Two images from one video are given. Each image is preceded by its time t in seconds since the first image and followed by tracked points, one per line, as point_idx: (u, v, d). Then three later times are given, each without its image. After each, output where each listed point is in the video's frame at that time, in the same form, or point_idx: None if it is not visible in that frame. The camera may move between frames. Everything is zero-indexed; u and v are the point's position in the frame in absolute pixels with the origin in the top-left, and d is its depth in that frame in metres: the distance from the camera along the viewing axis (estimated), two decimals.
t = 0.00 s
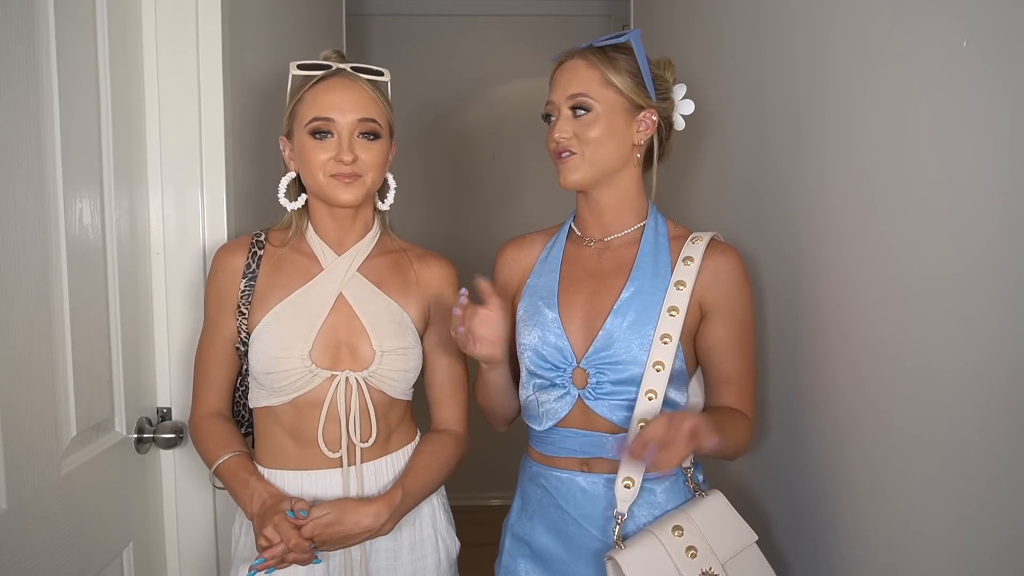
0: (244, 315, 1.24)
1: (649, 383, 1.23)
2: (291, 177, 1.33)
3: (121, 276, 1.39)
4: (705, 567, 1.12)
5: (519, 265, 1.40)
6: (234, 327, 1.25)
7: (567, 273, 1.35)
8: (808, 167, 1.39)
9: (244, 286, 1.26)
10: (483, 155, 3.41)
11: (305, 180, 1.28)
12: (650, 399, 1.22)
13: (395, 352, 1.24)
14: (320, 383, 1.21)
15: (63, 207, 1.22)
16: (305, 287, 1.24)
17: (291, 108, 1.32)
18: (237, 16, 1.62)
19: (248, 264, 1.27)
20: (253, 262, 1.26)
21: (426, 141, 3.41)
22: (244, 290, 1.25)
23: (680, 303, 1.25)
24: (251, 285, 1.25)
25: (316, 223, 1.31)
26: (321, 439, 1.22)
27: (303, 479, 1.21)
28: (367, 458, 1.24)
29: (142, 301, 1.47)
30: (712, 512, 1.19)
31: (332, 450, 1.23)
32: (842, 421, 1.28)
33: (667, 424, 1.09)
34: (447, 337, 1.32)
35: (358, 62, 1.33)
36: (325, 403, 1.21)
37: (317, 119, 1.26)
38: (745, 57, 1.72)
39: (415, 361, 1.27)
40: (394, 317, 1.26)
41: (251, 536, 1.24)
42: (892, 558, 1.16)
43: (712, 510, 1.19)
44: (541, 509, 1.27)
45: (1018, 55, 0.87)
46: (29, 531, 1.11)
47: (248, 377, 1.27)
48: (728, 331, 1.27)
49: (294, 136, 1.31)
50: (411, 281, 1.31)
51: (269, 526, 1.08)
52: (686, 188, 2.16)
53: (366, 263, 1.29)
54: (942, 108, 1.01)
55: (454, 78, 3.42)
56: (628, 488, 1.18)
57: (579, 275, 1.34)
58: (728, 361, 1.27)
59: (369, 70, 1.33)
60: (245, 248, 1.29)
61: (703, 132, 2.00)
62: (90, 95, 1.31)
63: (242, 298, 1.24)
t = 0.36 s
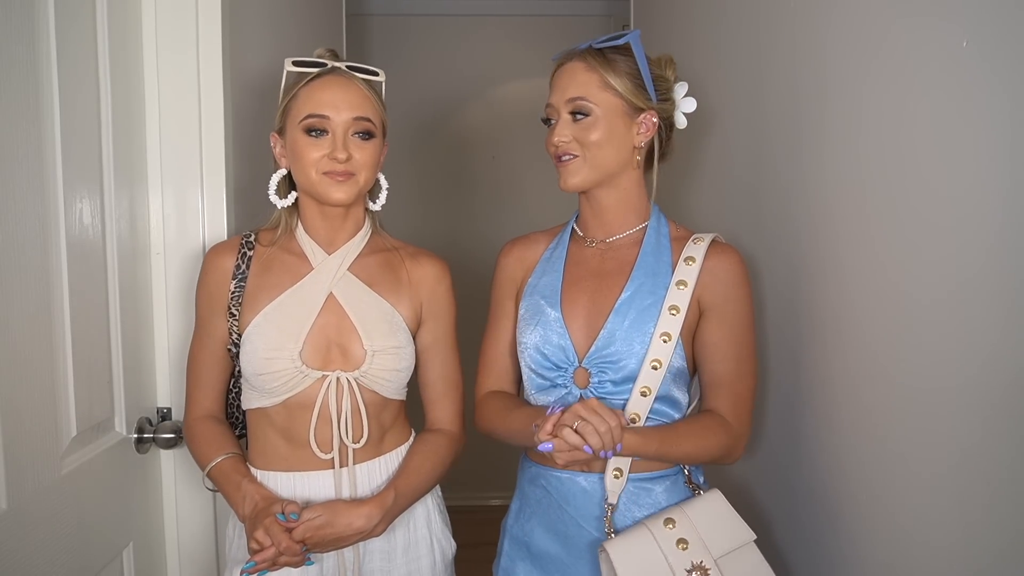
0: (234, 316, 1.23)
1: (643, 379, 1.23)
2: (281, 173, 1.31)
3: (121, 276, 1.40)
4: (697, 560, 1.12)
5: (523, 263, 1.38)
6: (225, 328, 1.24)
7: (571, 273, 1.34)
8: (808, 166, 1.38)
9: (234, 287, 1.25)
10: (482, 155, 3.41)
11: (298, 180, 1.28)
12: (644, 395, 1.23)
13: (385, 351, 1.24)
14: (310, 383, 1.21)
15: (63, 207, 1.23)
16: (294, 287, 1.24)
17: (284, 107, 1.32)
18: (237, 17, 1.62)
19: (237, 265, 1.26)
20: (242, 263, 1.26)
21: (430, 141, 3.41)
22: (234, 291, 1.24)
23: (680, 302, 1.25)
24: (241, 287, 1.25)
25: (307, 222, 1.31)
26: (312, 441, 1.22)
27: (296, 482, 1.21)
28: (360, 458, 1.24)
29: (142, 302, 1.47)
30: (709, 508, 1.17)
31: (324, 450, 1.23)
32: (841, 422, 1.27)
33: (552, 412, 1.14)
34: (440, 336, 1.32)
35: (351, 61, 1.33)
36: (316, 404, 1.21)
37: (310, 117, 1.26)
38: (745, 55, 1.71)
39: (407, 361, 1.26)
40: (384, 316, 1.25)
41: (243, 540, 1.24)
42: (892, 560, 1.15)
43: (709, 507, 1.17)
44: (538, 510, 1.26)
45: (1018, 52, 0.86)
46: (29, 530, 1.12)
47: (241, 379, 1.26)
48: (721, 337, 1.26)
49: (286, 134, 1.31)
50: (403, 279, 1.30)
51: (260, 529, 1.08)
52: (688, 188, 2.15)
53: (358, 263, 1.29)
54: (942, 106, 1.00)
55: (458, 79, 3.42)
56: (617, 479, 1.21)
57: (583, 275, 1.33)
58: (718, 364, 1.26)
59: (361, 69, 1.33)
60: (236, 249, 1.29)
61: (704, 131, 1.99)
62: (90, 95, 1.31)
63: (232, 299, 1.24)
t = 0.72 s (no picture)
0: (238, 316, 1.24)
1: (646, 380, 1.24)
2: (285, 177, 1.31)
3: (121, 276, 1.39)
4: (707, 560, 1.13)
5: (521, 264, 1.38)
6: (230, 328, 1.25)
7: (571, 273, 1.34)
8: (808, 167, 1.38)
9: (238, 286, 1.26)
10: (483, 154, 3.41)
11: (307, 173, 1.27)
12: (647, 395, 1.23)
13: (388, 352, 1.24)
14: (314, 384, 1.21)
15: (63, 207, 1.22)
16: (297, 288, 1.24)
17: (281, 107, 1.31)
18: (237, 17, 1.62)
19: (242, 264, 1.27)
20: (247, 262, 1.27)
21: (428, 141, 3.41)
22: (238, 290, 1.25)
23: (682, 302, 1.26)
24: (245, 286, 1.25)
25: (312, 223, 1.31)
26: (315, 441, 1.22)
27: (297, 481, 1.22)
28: (362, 457, 1.24)
29: (142, 302, 1.47)
30: (716, 509, 1.17)
31: (326, 450, 1.23)
32: (843, 423, 1.27)
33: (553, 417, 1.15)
34: (445, 337, 1.32)
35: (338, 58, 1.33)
36: (319, 404, 1.22)
37: (311, 107, 1.27)
38: (745, 56, 1.71)
39: (410, 361, 1.26)
40: (387, 317, 1.25)
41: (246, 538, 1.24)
42: (892, 560, 1.15)
43: (716, 508, 1.18)
44: (541, 511, 1.26)
45: (1019, 54, 0.87)
46: (29, 530, 1.11)
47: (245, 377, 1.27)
48: (723, 336, 1.26)
49: (286, 133, 1.30)
50: (407, 279, 1.30)
51: (261, 531, 1.09)
52: (688, 188, 2.15)
53: (362, 262, 1.29)
54: (942, 107, 1.01)
55: (457, 79, 3.42)
56: (623, 480, 1.21)
57: (584, 276, 1.34)
58: (719, 362, 1.26)
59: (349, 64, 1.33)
60: (239, 249, 1.29)
61: (704, 132, 1.99)
62: (90, 95, 1.31)
63: (236, 298, 1.24)
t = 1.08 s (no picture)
0: (250, 312, 1.24)
1: (650, 379, 1.24)
2: (297, 182, 1.33)
3: (121, 275, 1.39)
4: (715, 559, 1.13)
5: (523, 266, 1.38)
6: (240, 325, 1.25)
7: (573, 275, 1.35)
8: (809, 167, 1.39)
9: (250, 284, 1.26)
10: (483, 154, 3.41)
11: (317, 180, 1.28)
12: (651, 395, 1.24)
13: (399, 349, 1.24)
14: (326, 378, 1.22)
15: (63, 207, 1.22)
16: (310, 284, 1.25)
17: (289, 112, 1.31)
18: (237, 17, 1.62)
19: (254, 261, 1.27)
20: (259, 260, 1.27)
21: (425, 141, 3.41)
22: (250, 288, 1.25)
23: (684, 301, 1.26)
24: (258, 283, 1.26)
25: (324, 223, 1.32)
26: (326, 437, 1.22)
27: (304, 478, 1.22)
28: (372, 455, 1.24)
29: (142, 302, 1.47)
30: (720, 507, 1.19)
31: (337, 446, 1.23)
32: (843, 421, 1.28)
33: (558, 421, 1.15)
34: (452, 338, 1.32)
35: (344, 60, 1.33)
36: (329, 400, 1.22)
37: (321, 114, 1.27)
38: (745, 57, 1.72)
39: (420, 359, 1.26)
40: (398, 314, 1.25)
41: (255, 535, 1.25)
42: (892, 557, 1.16)
43: (720, 506, 1.19)
44: (547, 511, 1.26)
45: (1019, 54, 0.88)
46: (30, 531, 1.11)
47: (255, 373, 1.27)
48: (723, 334, 1.27)
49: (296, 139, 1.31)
50: (417, 279, 1.31)
51: (272, 526, 1.09)
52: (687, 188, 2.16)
53: (374, 260, 1.30)
54: (943, 108, 1.01)
55: (453, 79, 3.42)
56: (629, 479, 1.21)
57: (585, 277, 1.34)
58: (721, 362, 1.27)
59: (354, 66, 1.33)
60: (251, 248, 1.30)
61: (703, 132, 2.00)
62: (90, 95, 1.31)
63: (248, 296, 1.25)
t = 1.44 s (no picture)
0: (255, 310, 1.24)
1: (651, 377, 1.24)
2: (300, 182, 1.32)
3: (121, 275, 1.39)
4: (717, 555, 1.13)
5: (522, 269, 1.37)
6: (244, 323, 1.25)
7: (573, 276, 1.34)
8: (808, 166, 1.39)
9: (256, 282, 1.26)
10: (483, 154, 3.41)
11: (319, 180, 1.28)
12: (653, 392, 1.24)
13: (403, 349, 1.24)
14: (330, 378, 1.22)
15: (63, 207, 1.22)
16: (315, 283, 1.25)
17: (296, 112, 1.32)
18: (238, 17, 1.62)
19: (260, 260, 1.27)
20: (265, 259, 1.27)
21: (423, 141, 3.41)
22: (256, 286, 1.25)
23: (683, 300, 1.27)
24: (263, 281, 1.26)
25: (329, 221, 1.31)
26: (330, 434, 1.22)
27: (306, 475, 1.22)
28: (373, 453, 1.25)
29: (142, 301, 1.47)
30: (722, 503, 1.19)
31: (341, 445, 1.23)
32: (843, 420, 1.28)
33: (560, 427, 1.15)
34: (455, 339, 1.32)
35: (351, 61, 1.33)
36: (334, 399, 1.22)
37: (322, 115, 1.27)
38: (745, 56, 1.72)
39: (424, 359, 1.27)
40: (403, 313, 1.26)
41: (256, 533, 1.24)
42: (892, 556, 1.17)
43: (722, 502, 1.19)
44: (550, 511, 1.26)
45: (1019, 54, 0.88)
46: (30, 531, 1.11)
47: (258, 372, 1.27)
48: (720, 329, 1.27)
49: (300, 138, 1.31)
50: (421, 279, 1.31)
51: (275, 523, 1.09)
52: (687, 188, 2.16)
53: (379, 261, 1.30)
54: (942, 108, 1.02)
55: (452, 79, 3.43)
56: (633, 477, 1.22)
57: (585, 277, 1.34)
58: (719, 358, 1.27)
59: (361, 66, 1.32)
60: (257, 246, 1.29)
61: (702, 132, 2.00)
62: (90, 95, 1.30)
63: (254, 293, 1.25)
